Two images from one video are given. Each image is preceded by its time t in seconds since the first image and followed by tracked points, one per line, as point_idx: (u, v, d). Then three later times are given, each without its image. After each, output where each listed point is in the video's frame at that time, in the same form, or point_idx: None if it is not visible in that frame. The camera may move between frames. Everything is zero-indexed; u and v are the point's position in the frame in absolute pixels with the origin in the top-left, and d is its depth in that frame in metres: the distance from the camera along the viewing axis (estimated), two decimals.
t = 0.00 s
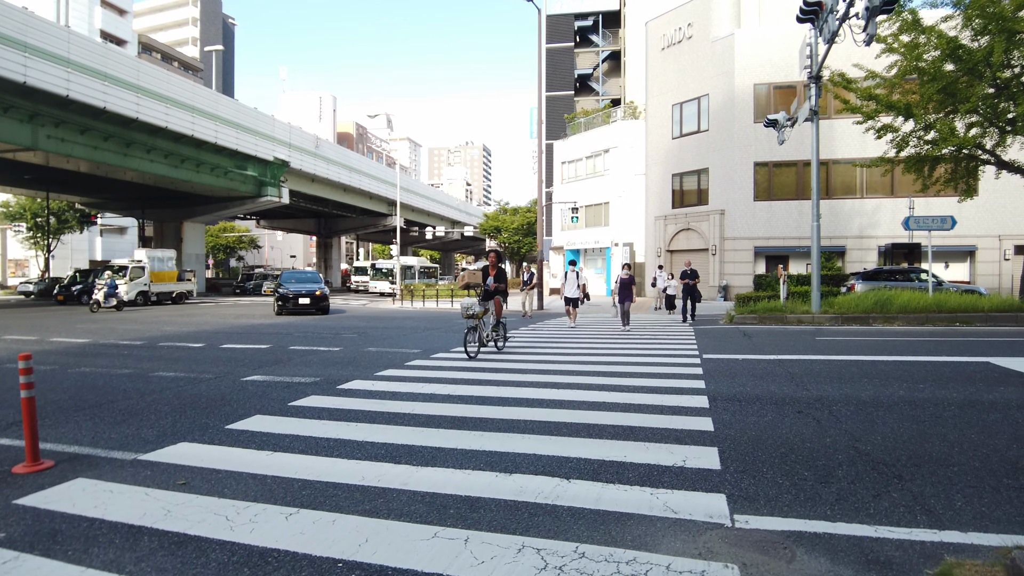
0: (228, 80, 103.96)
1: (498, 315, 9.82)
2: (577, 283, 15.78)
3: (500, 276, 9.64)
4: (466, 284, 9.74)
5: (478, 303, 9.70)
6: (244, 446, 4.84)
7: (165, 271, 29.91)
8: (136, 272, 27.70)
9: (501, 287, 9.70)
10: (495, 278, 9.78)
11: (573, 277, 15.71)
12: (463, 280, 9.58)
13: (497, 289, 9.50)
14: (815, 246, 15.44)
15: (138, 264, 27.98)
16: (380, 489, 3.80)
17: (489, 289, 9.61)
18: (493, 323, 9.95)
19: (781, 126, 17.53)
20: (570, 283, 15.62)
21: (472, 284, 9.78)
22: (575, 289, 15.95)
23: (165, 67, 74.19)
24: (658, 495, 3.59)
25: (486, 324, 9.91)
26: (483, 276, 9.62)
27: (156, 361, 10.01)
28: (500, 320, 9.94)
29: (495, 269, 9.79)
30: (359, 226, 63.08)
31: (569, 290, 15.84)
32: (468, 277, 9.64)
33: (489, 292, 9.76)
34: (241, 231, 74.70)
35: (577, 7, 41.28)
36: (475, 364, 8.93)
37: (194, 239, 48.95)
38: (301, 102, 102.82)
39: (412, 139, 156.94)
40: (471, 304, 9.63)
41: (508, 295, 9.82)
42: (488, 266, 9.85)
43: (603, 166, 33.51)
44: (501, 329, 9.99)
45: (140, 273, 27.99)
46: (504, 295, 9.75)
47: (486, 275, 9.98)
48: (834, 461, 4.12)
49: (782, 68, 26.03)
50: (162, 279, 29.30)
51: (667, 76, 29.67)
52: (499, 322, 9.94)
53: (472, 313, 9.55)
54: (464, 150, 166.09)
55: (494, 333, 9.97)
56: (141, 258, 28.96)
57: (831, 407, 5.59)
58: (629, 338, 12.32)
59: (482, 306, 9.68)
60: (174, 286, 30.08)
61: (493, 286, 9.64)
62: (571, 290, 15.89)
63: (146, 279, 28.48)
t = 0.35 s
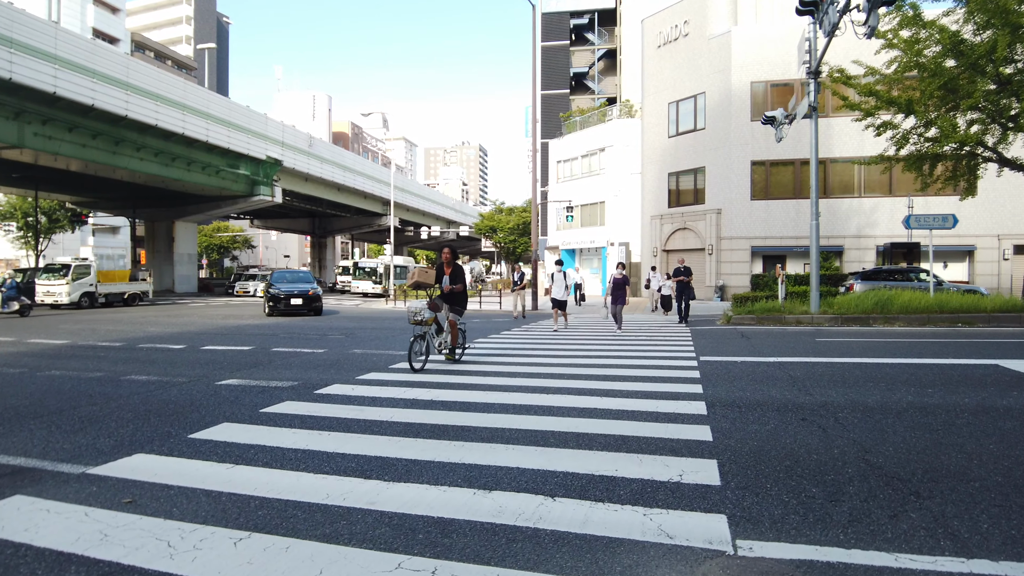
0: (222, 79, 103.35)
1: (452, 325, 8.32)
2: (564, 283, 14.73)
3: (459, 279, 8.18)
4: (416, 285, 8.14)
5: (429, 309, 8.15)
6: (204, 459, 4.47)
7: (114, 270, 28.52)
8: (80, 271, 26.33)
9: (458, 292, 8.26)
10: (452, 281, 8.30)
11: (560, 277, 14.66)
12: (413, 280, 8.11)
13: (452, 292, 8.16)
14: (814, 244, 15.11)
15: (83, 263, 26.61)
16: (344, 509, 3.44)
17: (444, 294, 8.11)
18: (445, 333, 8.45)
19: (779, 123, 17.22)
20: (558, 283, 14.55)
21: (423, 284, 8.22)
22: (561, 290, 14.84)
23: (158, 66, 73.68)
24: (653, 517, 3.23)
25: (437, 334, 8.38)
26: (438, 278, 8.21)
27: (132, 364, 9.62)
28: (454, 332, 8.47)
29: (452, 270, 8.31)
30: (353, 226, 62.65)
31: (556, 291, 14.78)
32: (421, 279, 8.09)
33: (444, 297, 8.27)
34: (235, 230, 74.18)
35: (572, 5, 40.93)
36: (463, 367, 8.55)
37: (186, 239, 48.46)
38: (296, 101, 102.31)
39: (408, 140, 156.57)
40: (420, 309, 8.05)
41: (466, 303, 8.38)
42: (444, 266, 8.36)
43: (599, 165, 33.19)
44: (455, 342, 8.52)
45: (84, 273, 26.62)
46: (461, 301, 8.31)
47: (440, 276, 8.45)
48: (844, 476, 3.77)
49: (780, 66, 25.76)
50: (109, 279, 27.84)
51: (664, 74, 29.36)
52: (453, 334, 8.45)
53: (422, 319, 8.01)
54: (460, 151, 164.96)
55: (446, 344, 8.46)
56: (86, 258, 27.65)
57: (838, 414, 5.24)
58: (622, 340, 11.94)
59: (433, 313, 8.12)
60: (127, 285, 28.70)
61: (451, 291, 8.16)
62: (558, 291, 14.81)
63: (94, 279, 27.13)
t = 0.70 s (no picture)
0: (214, 78, 102.54)
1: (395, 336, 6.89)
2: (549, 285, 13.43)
3: (402, 282, 6.72)
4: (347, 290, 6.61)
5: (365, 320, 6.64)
6: (152, 481, 4.09)
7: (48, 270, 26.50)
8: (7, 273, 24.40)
9: (399, 299, 6.78)
10: (393, 284, 6.84)
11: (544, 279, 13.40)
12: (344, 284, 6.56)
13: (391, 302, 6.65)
14: (810, 245, 14.79)
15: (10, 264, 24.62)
16: (296, 545, 3.05)
17: (384, 302, 6.65)
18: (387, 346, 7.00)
19: (774, 122, 16.95)
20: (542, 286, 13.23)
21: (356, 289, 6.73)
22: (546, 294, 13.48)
23: (149, 64, 72.94)
24: (641, 554, 2.87)
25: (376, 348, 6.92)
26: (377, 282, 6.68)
27: (103, 370, 9.21)
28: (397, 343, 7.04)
29: (393, 271, 6.84)
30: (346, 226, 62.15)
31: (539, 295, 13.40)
32: (355, 284, 6.59)
33: (383, 304, 6.79)
34: (227, 230, 73.50)
35: (566, 3, 40.57)
36: (447, 373, 8.17)
37: (175, 239, 47.89)
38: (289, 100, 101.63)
39: (401, 140, 155.93)
40: (354, 320, 6.56)
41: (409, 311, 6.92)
42: (382, 266, 6.85)
43: (592, 165, 32.88)
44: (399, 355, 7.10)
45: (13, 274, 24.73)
46: (402, 309, 6.85)
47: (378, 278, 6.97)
48: (855, 503, 3.41)
49: (775, 64, 25.49)
50: (41, 280, 26.24)
51: (658, 73, 29.05)
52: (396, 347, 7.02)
53: (356, 334, 6.52)
54: (454, 150, 164.72)
55: (389, 359, 7.02)
56: (15, 258, 25.57)
57: (842, 428, 4.89)
58: (614, 343, 11.59)
59: (371, 324, 6.65)
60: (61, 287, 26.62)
61: (391, 297, 6.69)
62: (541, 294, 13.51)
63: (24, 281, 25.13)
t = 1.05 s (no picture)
0: (203, 76, 101.61)
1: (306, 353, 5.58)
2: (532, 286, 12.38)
3: (321, 287, 5.61)
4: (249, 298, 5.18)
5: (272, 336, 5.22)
6: (87, 503, 3.71)
7: None
8: None
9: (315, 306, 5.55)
10: (306, 289, 5.59)
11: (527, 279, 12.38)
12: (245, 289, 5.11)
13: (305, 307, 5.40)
14: (804, 244, 14.51)
15: None
16: None
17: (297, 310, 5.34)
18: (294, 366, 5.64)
19: (767, 119, 16.70)
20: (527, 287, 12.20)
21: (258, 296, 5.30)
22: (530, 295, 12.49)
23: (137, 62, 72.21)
24: None
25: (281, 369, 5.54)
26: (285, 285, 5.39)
27: (68, 375, 8.79)
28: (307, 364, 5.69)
29: (308, 273, 5.67)
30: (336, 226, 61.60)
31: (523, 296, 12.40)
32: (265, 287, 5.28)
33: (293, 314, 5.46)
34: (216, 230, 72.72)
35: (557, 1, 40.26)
36: (428, 377, 7.80)
37: (162, 239, 47.20)
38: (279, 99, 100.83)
39: (393, 139, 155.26)
40: (259, 336, 5.07)
41: (324, 320, 5.71)
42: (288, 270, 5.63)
43: (583, 164, 32.59)
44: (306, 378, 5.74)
45: None
46: (318, 317, 5.62)
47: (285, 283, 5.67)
48: (862, 527, 3.07)
49: (767, 63, 25.26)
50: None
51: (649, 71, 28.77)
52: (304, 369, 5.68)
53: (259, 354, 5.05)
54: (447, 150, 164.21)
55: (299, 384, 5.65)
56: None
57: (843, 439, 4.55)
58: (603, 345, 11.22)
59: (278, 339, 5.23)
60: None
61: (308, 304, 5.49)
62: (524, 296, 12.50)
63: None
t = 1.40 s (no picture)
0: (196, 76, 100.93)
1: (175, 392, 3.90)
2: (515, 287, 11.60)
3: (191, 291, 3.87)
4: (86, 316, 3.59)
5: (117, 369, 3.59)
6: (15, 532, 3.33)
7: None
8: None
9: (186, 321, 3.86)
10: (175, 298, 3.92)
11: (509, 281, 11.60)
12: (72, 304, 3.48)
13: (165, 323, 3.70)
14: (800, 244, 14.22)
15: None
16: None
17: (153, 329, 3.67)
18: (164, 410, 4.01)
19: (763, 117, 16.41)
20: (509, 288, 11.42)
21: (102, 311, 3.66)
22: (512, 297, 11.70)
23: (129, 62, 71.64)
24: None
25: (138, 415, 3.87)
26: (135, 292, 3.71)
27: (36, 382, 8.37)
28: (188, 405, 4.00)
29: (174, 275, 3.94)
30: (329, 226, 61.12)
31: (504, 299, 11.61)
32: (102, 303, 3.56)
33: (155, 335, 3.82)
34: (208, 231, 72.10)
35: None
36: (410, 383, 7.43)
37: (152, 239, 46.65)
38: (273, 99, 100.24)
39: (388, 139, 154.80)
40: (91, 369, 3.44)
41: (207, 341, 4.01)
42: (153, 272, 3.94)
43: (577, 164, 32.27)
44: (188, 426, 4.05)
45: None
46: (194, 338, 3.93)
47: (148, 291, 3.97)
48: (875, 562, 2.74)
49: (763, 61, 25.01)
50: None
51: (644, 70, 28.47)
52: (182, 411, 4.00)
53: (90, 398, 3.40)
54: (442, 151, 163.78)
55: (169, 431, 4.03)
56: None
57: (846, 454, 4.21)
58: (595, 349, 10.87)
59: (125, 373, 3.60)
60: None
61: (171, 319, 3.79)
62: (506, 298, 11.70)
63: None
